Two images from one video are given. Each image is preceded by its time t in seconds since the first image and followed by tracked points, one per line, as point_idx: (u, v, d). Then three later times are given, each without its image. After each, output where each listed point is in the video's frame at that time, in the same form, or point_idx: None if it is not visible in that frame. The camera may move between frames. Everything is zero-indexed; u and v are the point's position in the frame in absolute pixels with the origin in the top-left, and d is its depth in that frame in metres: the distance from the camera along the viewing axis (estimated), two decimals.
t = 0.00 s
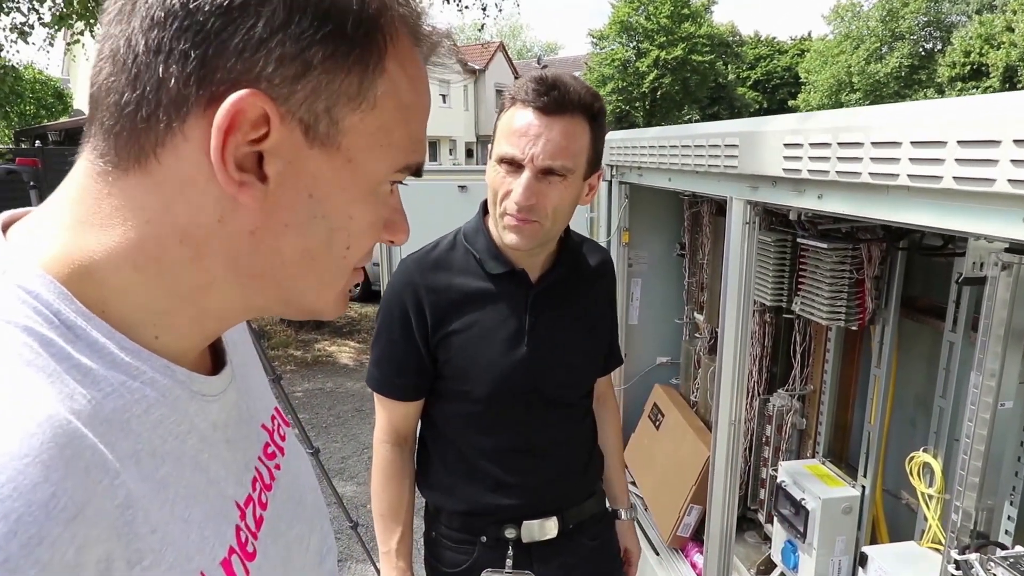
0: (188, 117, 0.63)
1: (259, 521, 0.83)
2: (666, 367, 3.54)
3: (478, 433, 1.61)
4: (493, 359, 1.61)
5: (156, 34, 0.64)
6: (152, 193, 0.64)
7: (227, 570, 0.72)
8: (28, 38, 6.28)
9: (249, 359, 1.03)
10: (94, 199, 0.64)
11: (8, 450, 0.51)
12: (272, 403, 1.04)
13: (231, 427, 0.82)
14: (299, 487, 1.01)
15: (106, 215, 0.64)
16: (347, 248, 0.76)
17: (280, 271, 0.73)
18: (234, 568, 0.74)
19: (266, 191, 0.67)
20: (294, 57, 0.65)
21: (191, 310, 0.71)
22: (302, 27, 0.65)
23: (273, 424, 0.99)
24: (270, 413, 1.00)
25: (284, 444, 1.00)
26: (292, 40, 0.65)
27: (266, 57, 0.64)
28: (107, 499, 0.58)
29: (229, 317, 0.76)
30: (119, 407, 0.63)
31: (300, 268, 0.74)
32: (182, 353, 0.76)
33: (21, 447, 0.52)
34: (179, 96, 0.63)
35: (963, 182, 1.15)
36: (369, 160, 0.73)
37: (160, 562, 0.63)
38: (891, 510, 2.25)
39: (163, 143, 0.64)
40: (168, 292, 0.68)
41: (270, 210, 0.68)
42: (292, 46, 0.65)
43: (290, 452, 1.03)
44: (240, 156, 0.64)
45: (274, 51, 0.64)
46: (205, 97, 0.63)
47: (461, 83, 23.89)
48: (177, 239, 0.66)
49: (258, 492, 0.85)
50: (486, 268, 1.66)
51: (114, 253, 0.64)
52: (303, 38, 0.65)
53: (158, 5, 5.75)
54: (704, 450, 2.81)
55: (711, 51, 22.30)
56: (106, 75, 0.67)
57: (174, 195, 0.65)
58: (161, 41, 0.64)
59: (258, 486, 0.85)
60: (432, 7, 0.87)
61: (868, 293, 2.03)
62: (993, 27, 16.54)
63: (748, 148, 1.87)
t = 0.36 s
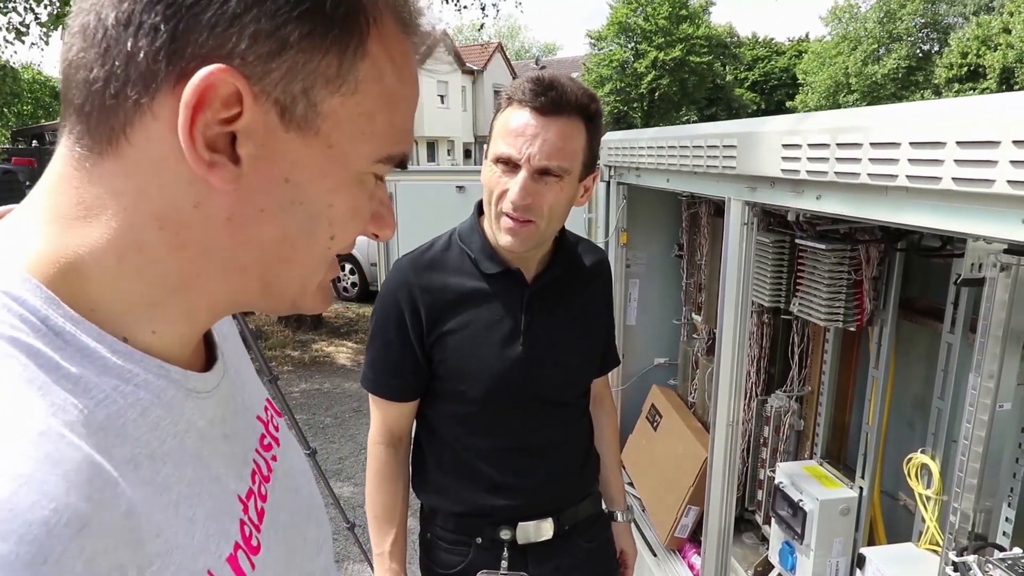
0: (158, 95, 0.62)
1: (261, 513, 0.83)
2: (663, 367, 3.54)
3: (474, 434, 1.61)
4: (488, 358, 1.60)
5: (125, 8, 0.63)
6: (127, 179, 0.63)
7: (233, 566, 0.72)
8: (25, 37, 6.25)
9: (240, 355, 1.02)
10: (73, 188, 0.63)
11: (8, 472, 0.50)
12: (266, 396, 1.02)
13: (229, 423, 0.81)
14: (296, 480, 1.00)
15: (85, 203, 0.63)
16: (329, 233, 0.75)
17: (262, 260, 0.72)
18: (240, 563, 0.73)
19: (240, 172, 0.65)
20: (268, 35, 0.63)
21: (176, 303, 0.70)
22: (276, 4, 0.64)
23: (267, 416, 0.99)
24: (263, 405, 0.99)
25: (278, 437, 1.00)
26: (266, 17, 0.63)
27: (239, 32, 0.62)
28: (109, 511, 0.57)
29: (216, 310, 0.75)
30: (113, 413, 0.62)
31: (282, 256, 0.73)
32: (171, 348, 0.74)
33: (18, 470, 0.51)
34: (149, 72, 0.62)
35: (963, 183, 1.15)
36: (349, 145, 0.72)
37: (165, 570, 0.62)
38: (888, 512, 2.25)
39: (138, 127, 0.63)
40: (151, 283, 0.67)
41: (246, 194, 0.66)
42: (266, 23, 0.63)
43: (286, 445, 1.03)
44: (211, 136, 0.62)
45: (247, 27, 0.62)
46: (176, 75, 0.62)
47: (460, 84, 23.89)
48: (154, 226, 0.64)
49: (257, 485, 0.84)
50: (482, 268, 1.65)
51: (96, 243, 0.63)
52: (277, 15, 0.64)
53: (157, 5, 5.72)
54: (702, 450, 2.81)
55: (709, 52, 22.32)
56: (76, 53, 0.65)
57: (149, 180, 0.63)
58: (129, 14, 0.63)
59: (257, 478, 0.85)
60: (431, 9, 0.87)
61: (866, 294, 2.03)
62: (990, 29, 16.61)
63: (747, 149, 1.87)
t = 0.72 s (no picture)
0: (157, 94, 0.60)
1: (295, 506, 0.79)
2: (666, 370, 3.52)
3: (474, 439, 1.60)
4: (486, 362, 1.59)
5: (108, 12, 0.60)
6: (143, 180, 0.61)
7: (292, 552, 0.69)
8: (28, 42, 6.26)
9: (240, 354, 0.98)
10: (92, 197, 0.61)
11: (117, 484, 0.49)
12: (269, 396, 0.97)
13: (257, 425, 0.78)
14: (314, 485, 0.93)
15: (107, 210, 0.61)
16: (346, 201, 0.72)
17: (289, 240, 0.69)
18: (297, 549, 0.71)
19: (250, 154, 0.63)
20: (249, 12, 0.60)
21: (215, 295, 0.69)
22: None
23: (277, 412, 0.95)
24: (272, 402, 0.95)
25: (290, 436, 0.94)
26: None
27: (221, 16, 0.60)
28: (210, 505, 0.56)
29: (251, 298, 0.74)
30: (182, 411, 0.62)
31: (306, 232, 0.70)
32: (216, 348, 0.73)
33: (129, 483, 0.50)
34: (143, 72, 0.60)
35: (965, 186, 1.14)
36: (349, 110, 0.69)
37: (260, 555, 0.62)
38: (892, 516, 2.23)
39: (139, 124, 0.61)
40: (188, 279, 0.65)
41: (258, 175, 0.64)
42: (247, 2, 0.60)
43: (295, 443, 0.97)
44: (216, 124, 0.60)
45: (228, 7, 0.60)
46: (168, 69, 0.60)
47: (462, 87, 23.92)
48: (178, 222, 0.63)
49: (285, 479, 0.79)
50: (481, 272, 1.65)
51: (128, 247, 0.62)
52: None
53: (160, 9, 5.71)
54: (705, 454, 2.80)
55: (710, 54, 22.35)
56: (67, 66, 0.63)
57: (164, 179, 0.62)
58: (113, 19, 0.60)
59: (282, 474, 0.80)
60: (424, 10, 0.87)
61: (869, 297, 2.01)
62: (992, 31, 16.64)
63: (748, 152, 1.87)
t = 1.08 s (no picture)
0: (251, 109, 0.63)
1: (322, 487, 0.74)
2: (660, 369, 3.53)
3: (467, 440, 1.60)
4: (479, 362, 1.59)
5: (218, 31, 0.64)
6: (224, 185, 0.64)
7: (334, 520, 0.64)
8: (19, 40, 6.20)
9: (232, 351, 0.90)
10: (171, 193, 0.64)
11: (228, 427, 0.52)
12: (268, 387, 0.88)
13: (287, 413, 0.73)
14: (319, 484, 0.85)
15: (185, 209, 0.64)
16: (400, 226, 0.74)
17: (343, 256, 0.71)
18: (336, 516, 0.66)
19: (326, 177, 0.65)
20: (344, 46, 0.64)
21: (270, 301, 0.70)
22: (351, 17, 0.65)
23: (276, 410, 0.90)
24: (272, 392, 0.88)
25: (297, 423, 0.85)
26: (343, 28, 0.64)
27: (319, 46, 0.63)
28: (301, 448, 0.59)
29: (301, 303, 0.75)
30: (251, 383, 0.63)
31: (360, 251, 0.72)
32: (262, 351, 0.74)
33: (247, 424, 0.54)
34: (242, 90, 0.63)
35: (958, 185, 1.14)
36: (418, 146, 0.71)
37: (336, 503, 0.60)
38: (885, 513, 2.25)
39: (226, 133, 0.64)
40: (249, 283, 0.67)
41: (328, 195, 0.66)
42: (344, 35, 0.64)
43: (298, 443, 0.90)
44: (300, 143, 0.63)
45: (326, 40, 0.63)
46: (264, 89, 0.63)
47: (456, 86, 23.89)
48: (249, 227, 0.65)
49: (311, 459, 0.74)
50: (474, 272, 1.65)
51: (198, 245, 0.64)
52: (352, 27, 0.64)
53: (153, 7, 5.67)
54: (699, 453, 2.80)
55: (705, 54, 22.41)
56: (169, 75, 0.67)
57: (242, 187, 0.64)
58: (221, 40, 0.64)
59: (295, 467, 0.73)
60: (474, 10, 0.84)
61: (862, 296, 2.03)
62: (984, 32, 16.77)
63: (742, 152, 1.87)
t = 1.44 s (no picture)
0: (313, 121, 0.66)
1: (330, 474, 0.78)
2: (648, 367, 3.55)
3: (451, 440, 1.60)
4: (463, 362, 1.59)
5: (288, 48, 0.67)
6: (276, 188, 0.67)
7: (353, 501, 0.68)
8: None
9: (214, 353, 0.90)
10: (226, 193, 0.66)
11: (302, 410, 0.55)
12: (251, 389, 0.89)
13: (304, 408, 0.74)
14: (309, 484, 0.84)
15: (239, 209, 0.66)
16: (426, 236, 0.80)
17: (377, 262, 0.75)
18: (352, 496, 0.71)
19: (373, 189, 0.69)
20: (403, 71, 0.68)
21: (305, 300, 0.73)
22: (410, 45, 0.69)
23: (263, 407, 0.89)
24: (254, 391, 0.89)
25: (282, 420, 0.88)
26: (403, 53, 0.68)
27: (381, 69, 0.67)
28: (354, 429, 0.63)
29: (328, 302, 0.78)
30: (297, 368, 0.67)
31: (390, 258, 0.76)
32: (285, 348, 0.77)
33: (316, 407, 0.57)
34: (305, 102, 0.66)
35: (935, 183, 1.16)
36: (451, 164, 0.76)
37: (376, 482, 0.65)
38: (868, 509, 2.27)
39: (282, 141, 0.66)
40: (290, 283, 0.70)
41: (373, 204, 0.70)
42: (403, 60, 0.68)
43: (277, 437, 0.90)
44: (354, 157, 0.67)
45: (389, 64, 0.67)
46: (327, 105, 0.66)
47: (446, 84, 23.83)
48: (296, 231, 0.68)
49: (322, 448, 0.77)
50: (459, 271, 1.65)
51: (247, 244, 0.67)
52: (412, 54, 0.69)
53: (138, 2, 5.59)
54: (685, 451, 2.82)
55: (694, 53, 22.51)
56: (232, 80, 0.70)
57: (294, 193, 0.67)
58: (290, 55, 0.67)
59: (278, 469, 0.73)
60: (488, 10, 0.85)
61: (845, 293, 2.05)
62: (969, 33, 17.00)
63: (726, 150, 1.88)
